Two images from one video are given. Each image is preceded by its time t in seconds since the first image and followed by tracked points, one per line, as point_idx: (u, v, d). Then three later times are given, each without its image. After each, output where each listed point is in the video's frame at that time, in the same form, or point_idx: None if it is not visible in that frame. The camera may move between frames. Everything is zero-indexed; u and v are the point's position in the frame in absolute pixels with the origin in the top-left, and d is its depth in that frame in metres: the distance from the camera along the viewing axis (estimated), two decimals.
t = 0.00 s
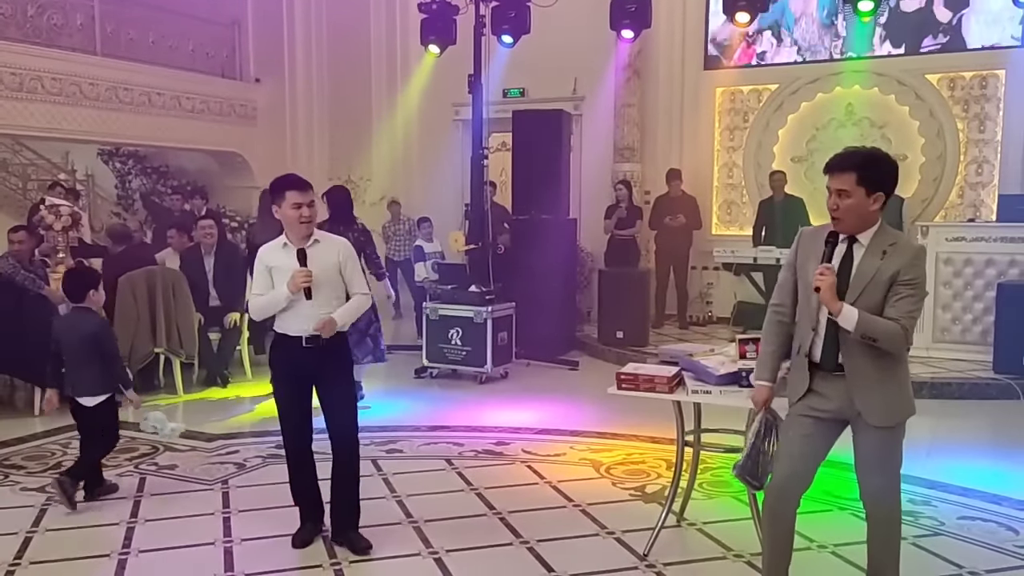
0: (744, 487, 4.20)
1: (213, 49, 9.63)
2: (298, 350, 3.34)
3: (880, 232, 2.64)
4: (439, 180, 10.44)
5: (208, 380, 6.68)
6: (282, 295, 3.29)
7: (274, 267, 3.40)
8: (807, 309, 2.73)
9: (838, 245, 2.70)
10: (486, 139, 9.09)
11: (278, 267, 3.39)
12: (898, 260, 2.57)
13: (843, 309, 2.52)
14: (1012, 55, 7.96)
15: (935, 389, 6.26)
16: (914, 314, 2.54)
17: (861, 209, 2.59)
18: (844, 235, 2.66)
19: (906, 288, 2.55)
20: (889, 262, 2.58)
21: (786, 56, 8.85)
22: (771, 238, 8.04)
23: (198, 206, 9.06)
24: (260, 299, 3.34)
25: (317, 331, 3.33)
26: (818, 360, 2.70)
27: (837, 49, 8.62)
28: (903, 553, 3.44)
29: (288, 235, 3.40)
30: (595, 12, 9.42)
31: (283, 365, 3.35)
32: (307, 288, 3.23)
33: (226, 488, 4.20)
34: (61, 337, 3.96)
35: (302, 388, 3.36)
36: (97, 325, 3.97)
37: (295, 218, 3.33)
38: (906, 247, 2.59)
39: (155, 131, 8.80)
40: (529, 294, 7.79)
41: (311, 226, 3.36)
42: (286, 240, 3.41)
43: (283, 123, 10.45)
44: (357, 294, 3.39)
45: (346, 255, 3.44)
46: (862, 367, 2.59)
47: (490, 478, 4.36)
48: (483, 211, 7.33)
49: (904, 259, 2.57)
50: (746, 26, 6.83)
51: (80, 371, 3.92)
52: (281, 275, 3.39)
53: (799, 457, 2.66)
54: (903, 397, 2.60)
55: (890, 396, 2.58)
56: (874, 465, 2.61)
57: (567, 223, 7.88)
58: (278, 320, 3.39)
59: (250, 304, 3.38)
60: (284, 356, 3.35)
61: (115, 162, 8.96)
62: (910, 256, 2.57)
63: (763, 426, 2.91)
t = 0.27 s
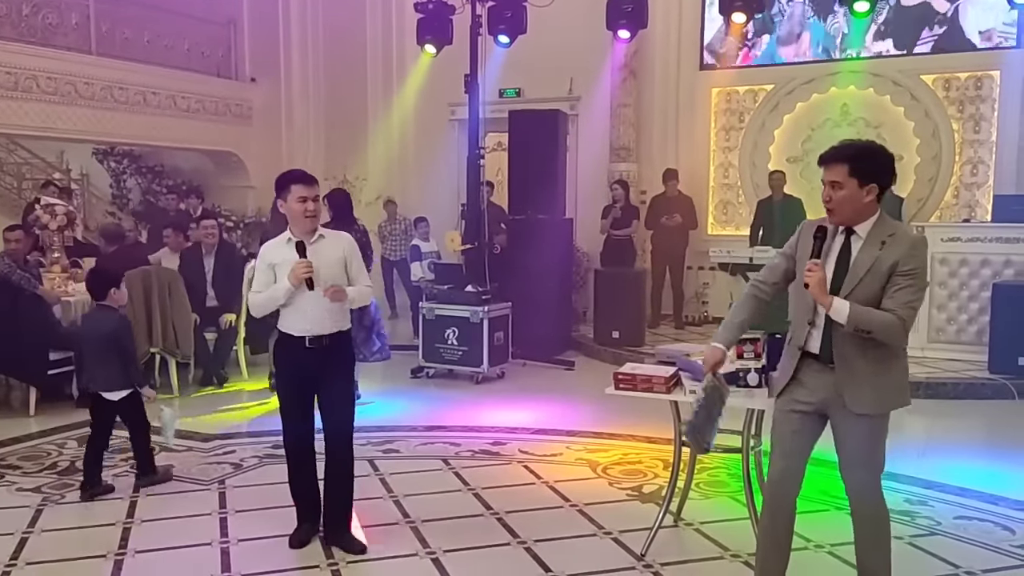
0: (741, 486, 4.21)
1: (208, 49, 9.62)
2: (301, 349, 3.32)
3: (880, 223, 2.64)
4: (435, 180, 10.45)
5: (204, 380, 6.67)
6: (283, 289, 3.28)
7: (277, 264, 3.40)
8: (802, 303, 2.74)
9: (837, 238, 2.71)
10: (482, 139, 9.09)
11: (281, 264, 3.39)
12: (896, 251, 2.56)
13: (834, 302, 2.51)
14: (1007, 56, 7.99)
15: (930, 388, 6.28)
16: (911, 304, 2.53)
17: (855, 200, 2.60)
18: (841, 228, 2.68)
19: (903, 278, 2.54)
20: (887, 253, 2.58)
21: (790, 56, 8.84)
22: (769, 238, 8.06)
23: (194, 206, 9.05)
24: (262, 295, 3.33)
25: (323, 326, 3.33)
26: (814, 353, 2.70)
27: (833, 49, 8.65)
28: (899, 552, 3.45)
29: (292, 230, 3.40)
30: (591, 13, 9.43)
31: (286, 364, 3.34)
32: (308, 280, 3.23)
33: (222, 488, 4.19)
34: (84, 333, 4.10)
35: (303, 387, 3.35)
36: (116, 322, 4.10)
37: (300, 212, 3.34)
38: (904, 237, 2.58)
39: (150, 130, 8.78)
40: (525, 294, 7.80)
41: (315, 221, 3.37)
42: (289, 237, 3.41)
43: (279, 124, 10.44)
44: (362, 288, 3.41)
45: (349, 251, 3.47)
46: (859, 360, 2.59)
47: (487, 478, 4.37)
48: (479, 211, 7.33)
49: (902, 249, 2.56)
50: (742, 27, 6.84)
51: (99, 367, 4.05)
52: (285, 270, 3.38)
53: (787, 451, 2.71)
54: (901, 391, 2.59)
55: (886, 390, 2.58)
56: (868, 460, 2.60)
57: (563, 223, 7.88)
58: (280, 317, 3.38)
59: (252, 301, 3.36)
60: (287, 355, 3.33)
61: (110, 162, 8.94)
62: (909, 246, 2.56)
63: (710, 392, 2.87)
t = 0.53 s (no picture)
0: (737, 487, 4.22)
1: (203, 48, 9.60)
2: (312, 350, 3.34)
3: (874, 231, 2.64)
4: (431, 180, 10.44)
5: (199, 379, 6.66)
6: (296, 283, 3.27)
7: (286, 262, 3.38)
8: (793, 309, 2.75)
9: (831, 244, 2.71)
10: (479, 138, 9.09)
11: (290, 262, 3.38)
12: (887, 259, 2.56)
13: (821, 307, 2.54)
14: (1001, 56, 8.00)
15: (925, 388, 6.29)
16: (900, 312, 2.52)
17: (848, 206, 2.60)
18: (835, 234, 2.68)
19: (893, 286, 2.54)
20: (879, 261, 2.58)
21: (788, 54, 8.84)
22: (766, 238, 8.06)
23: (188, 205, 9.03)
24: (271, 292, 3.30)
25: (333, 327, 3.34)
26: (806, 357, 2.72)
27: (828, 50, 8.67)
28: (894, 552, 3.46)
29: (300, 230, 3.40)
30: (587, 12, 9.43)
31: (291, 363, 3.35)
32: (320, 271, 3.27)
33: (218, 488, 4.19)
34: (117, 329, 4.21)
35: (312, 385, 3.37)
36: (147, 319, 4.22)
37: (307, 213, 3.33)
38: (896, 246, 2.57)
39: (144, 129, 8.76)
40: (520, 293, 7.79)
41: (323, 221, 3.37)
42: (297, 237, 3.40)
43: (274, 124, 10.42)
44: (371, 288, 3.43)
45: (357, 251, 3.49)
46: (847, 367, 2.60)
47: (483, 478, 4.36)
48: (474, 211, 7.32)
49: (894, 257, 2.55)
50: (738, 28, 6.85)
51: (129, 363, 4.16)
52: (294, 270, 3.37)
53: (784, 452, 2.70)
54: (891, 398, 2.60)
55: (875, 397, 2.58)
56: (868, 462, 2.60)
57: (559, 223, 7.88)
58: (289, 317, 3.38)
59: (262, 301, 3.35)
60: (293, 355, 3.34)
61: (104, 161, 8.94)
62: (900, 254, 2.55)
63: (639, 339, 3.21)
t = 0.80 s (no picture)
0: (732, 486, 4.22)
1: (198, 46, 9.56)
2: (337, 348, 3.36)
3: (872, 227, 2.64)
4: (426, 180, 10.44)
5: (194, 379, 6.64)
6: (326, 280, 3.28)
7: (313, 260, 3.38)
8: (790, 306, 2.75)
9: (829, 241, 2.72)
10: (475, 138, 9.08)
11: (316, 260, 3.38)
12: (886, 254, 2.56)
13: (817, 301, 2.54)
14: (996, 57, 8.02)
15: (919, 388, 6.31)
16: (899, 305, 2.52)
17: (844, 204, 2.60)
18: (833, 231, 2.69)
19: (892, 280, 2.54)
20: (878, 256, 2.58)
21: (789, 54, 8.83)
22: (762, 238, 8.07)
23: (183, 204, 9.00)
24: (300, 291, 3.31)
25: (357, 327, 3.38)
26: (804, 355, 2.72)
27: (823, 50, 8.68)
28: (890, 552, 3.46)
29: (326, 229, 3.40)
30: (583, 12, 9.42)
31: (314, 361, 3.36)
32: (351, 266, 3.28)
33: (213, 488, 4.17)
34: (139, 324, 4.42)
35: (332, 386, 3.38)
36: (168, 313, 4.44)
37: (333, 212, 3.35)
38: (895, 241, 2.58)
39: (139, 127, 8.73)
40: (516, 293, 7.79)
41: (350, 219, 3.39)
42: (324, 235, 3.40)
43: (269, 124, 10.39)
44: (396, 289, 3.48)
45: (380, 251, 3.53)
46: (846, 363, 2.60)
47: (478, 478, 4.36)
48: (470, 211, 7.31)
49: (892, 252, 2.56)
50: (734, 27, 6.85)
51: (151, 354, 4.38)
52: (321, 268, 3.37)
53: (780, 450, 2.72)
54: (889, 394, 2.59)
55: (876, 392, 2.58)
56: (863, 462, 2.61)
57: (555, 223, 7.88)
58: (313, 315, 3.39)
59: (289, 300, 3.34)
60: (316, 353, 3.35)
61: (99, 159, 8.91)
62: (899, 249, 2.56)
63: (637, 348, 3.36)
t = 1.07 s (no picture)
0: (727, 485, 4.22)
1: (193, 43, 9.53)
2: (353, 345, 3.35)
3: (868, 224, 2.65)
4: (422, 177, 10.47)
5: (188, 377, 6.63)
6: (351, 269, 3.24)
7: (336, 253, 3.35)
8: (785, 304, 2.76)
9: (825, 238, 2.72)
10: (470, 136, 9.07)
11: (339, 253, 3.35)
12: (882, 251, 2.56)
13: (814, 299, 2.54)
14: (990, 57, 8.04)
15: (913, 387, 6.32)
16: (895, 303, 2.53)
17: (840, 200, 2.60)
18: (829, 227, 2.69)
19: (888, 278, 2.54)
20: (873, 254, 2.59)
21: (788, 54, 8.83)
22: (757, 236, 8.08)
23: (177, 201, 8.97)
24: (324, 280, 3.26)
25: (376, 322, 3.37)
26: (799, 354, 2.72)
27: (818, 50, 8.70)
28: (884, 551, 3.47)
29: (350, 222, 3.38)
30: (578, 11, 9.42)
31: (329, 358, 3.34)
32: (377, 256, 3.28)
33: (207, 486, 4.16)
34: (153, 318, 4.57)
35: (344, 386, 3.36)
36: (181, 307, 4.58)
37: (357, 207, 3.34)
38: (890, 239, 2.58)
39: (132, 125, 8.70)
40: (511, 290, 7.80)
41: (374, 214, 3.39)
42: (348, 228, 3.38)
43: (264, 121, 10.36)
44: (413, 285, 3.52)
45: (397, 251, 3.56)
46: (843, 361, 2.60)
47: (473, 476, 4.36)
48: (465, 209, 7.30)
49: (888, 250, 2.56)
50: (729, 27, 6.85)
51: (166, 349, 4.54)
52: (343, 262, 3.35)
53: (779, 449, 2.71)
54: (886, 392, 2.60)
55: (872, 390, 2.58)
56: (863, 461, 2.62)
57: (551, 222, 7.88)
58: (332, 310, 3.35)
59: (310, 290, 3.29)
60: (331, 350, 3.33)
61: (92, 156, 8.88)
62: (895, 246, 2.56)
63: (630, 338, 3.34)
